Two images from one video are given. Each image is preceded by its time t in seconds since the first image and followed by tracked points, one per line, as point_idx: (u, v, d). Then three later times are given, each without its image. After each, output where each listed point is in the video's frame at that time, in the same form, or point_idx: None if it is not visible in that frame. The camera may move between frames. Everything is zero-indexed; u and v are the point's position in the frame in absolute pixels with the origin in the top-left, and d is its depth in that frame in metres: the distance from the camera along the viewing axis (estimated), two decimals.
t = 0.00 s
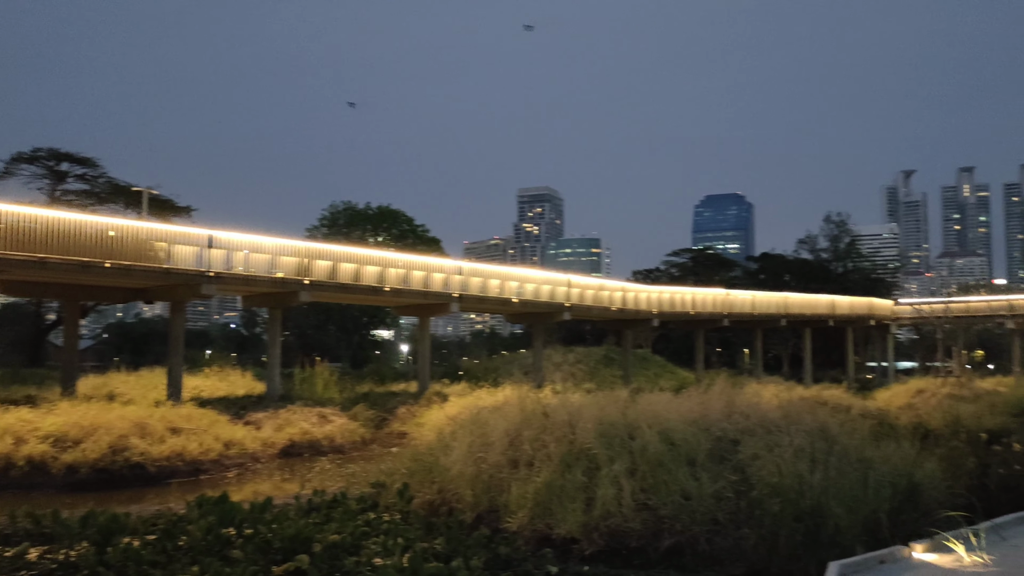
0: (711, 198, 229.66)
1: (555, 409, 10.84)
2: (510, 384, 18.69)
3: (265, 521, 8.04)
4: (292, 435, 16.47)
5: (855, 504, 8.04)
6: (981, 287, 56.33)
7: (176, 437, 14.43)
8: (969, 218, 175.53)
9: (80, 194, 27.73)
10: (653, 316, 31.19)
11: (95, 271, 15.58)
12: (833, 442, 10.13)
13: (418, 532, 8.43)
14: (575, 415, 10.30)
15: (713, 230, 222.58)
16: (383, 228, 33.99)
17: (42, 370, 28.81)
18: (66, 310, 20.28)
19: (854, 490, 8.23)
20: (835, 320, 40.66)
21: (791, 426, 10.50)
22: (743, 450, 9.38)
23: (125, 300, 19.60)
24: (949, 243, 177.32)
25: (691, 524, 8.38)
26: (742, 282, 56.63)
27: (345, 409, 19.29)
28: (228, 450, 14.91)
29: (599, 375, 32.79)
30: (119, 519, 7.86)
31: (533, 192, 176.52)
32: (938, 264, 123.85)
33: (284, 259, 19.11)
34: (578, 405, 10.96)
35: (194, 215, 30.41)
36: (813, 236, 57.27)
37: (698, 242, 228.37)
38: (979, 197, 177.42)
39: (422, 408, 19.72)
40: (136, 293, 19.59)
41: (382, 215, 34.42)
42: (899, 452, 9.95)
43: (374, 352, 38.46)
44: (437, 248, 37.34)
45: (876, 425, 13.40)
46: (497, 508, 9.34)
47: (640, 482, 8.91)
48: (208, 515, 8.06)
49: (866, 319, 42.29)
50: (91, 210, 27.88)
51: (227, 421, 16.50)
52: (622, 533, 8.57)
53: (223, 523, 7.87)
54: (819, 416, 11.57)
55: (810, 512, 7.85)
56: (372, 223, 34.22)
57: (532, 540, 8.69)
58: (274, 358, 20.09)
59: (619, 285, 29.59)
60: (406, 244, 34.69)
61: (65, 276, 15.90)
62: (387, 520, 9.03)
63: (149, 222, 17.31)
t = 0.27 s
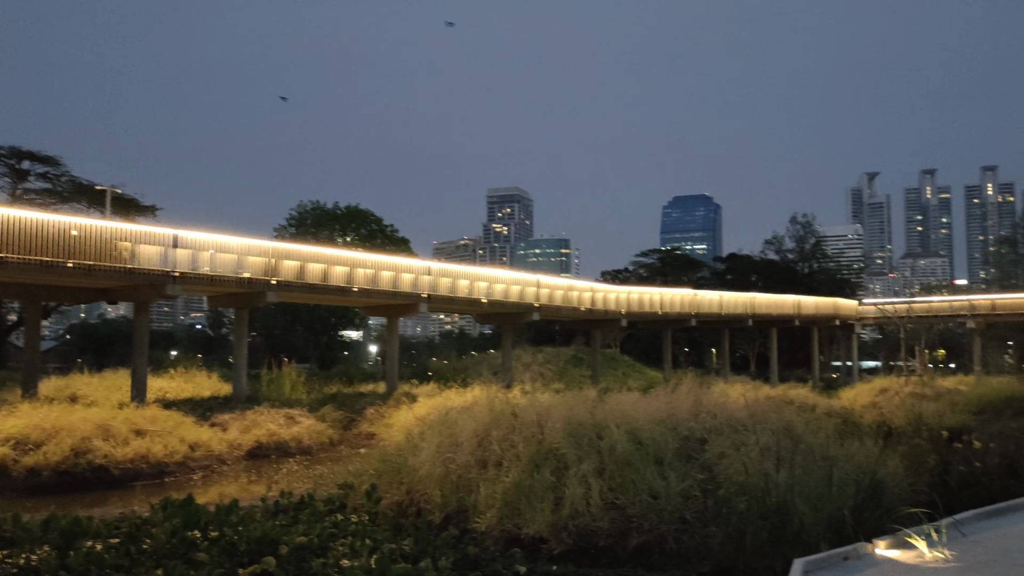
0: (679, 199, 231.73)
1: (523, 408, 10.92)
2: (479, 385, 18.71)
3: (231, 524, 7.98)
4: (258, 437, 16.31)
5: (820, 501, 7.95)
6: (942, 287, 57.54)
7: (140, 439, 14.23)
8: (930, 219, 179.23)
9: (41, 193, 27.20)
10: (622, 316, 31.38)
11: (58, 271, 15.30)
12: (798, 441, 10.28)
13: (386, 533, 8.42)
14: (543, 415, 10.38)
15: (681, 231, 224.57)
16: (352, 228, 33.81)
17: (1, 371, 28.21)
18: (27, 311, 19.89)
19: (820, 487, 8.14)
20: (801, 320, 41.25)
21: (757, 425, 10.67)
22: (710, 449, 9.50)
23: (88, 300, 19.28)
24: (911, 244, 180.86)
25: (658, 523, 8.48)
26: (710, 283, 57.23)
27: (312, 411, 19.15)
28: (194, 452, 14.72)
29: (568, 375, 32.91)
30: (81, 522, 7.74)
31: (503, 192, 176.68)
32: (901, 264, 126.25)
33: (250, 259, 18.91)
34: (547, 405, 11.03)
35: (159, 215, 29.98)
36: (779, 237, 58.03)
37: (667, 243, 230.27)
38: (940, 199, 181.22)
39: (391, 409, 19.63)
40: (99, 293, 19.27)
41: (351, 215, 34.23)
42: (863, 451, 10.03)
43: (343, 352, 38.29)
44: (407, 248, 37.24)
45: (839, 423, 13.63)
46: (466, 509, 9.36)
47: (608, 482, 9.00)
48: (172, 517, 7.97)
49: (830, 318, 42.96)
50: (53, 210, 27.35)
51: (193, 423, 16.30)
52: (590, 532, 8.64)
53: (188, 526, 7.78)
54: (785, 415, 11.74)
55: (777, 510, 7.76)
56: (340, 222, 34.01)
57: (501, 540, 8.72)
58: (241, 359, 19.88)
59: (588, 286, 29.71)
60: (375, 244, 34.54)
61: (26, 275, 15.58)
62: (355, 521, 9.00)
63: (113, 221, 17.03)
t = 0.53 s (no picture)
0: (656, 200, 233.05)
1: (500, 408, 10.95)
2: (456, 385, 18.69)
3: (205, 526, 7.92)
4: (233, 438, 16.18)
5: (794, 501, 7.98)
6: (914, 287, 58.40)
7: (113, 441, 14.08)
8: (903, 221, 181.76)
9: (12, 192, 26.78)
10: (599, 316, 31.46)
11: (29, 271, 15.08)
12: (772, 440, 10.40)
13: (362, 534, 8.40)
14: (520, 415, 10.43)
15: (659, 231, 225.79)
16: (328, 228, 33.63)
17: None
18: None
19: (795, 485, 8.20)
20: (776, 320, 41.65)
21: (733, 424, 10.78)
22: (686, 448, 9.59)
23: (60, 301, 19.01)
24: (884, 245, 183.37)
25: (634, 522, 8.55)
26: (687, 283, 57.62)
27: (288, 412, 19.01)
28: (168, 454, 14.58)
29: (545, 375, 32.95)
30: (52, 525, 7.65)
31: (481, 191, 176.67)
32: (874, 264, 127.87)
33: (226, 259, 18.74)
34: (523, 405, 11.08)
35: (133, 214, 29.63)
36: (755, 238, 58.52)
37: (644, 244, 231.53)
38: (912, 201, 183.88)
39: (368, 409, 19.55)
40: (71, 294, 19.02)
41: (327, 215, 34.04)
42: (836, 449, 10.17)
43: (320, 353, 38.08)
44: (384, 248, 37.13)
45: (813, 423, 13.79)
46: (443, 510, 9.37)
47: (585, 481, 9.06)
48: (146, 520, 7.89)
49: (805, 319, 43.42)
50: (24, 209, 26.93)
51: (166, 425, 16.13)
52: (567, 532, 8.68)
53: (161, 528, 7.71)
54: (760, 415, 11.85)
55: (752, 508, 7.79)
56: (317, 222, 33.83)
57: (477, 541, 8.74)
58: (216, 360, 19.70)
59: (565, 286, 29.77)
60: (352, 244, 34.37)
61: None
62: (331, 522, 8.98)
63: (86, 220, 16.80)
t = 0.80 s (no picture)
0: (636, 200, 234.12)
1: (480, 409, 10.98)
2: (436, 385, 18.68)
3: (182, 527, 7.87)
4: (212, 439, 16.07)
5: (772, 499, 8.06)
6: (891, 287, 59.17)
7: (89, 442, 13.94)
8: (880, 222, 184.01)
9: None
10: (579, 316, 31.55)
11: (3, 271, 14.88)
12: (751, 440, 10.49)
13: (341, 535, 8.39)
14: (500, 416, 10.47)
15: (639, 232, 226.80)
16: (307, 228, 33.47)
17: None
18: None
19: (772, 485, 8.27)
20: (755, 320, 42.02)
21: (711, 424, 10.87)
22: (665, 448, 9.66)
23: (35, 301, 18.78)
24: (861, 246, 185.56)
25: (614, 522, 8.60)
26: (666, 284, 57.98)
27: (267, 412, 18.91)
28: (145, 456, 14.46)
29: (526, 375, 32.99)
30: (27, 527, 7.58)
31: (461, 191, 176.59)
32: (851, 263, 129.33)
33: (204, 259, 18.61)
34: (503, 405, 11.13)
35: (109, 214, 29.31)
36: (734, 239, 58.98)
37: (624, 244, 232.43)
38: (889, 202, 186.19)
39: (347, 410, 19.48)
40: (46, 294, 18.80)
41: (307, 214, 33.88)
42: (814, 449, 10.30)
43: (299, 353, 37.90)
44: (364, 248, 37.03)
45: (791, 422, 13.94)
46: (422, 510, 9.38)
47: (565, 482, 9.09)
48: (122, 522, 7.82)
49: (784, 319, 43.85)
50: None
51: (143, 426, 15.99)
52: (547, 532, 8.72)
53: (138, 530, 7.65)
54: (738, 415, 11.96)
55: (730, 508, 7.85)
56: (296, 222, 33.65)
57: (457, 541, 8.75)
58: (193, 361, 19.54)
59: (546, 286, 29.83)
60: (331, 244, 34.23)
61: None
62: (310, 523, 8.96)
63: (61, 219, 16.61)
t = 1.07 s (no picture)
0: (619, 201, 234.87)
1: (462, 409, 11.00)
2: (418, 385, 18.65)
3: (161, 528, 7.82)
4: (191, 439, 15.95)
5: (752, 498, 8.11)
6: (871, 288, 59.75)
7: (66, 443, 13.81)
8: (860, 223, 185.79)
9: None
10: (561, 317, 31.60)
11: None
12: (731, 439, 10.57)
13: (321, 536, 8.37)
14: (482, 416, 10.49)
15: (621, 233, 227.61)
16: (289, 228, 33.30)
17: None
18: None
19: (753, 485, 8.31)
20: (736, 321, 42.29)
21: (693, 424, 10.95)
22: (646, 447, 9.71)
23: (12, 300, 18.56)
24: (841, 247, 187.27)
25: (595, 522, 8.63)
26: (649, 284, 58.22)
27: (247, 412, 18.79)
28: (124, 456, 14.35)
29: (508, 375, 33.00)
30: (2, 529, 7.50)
31: (444, 191, 176.51)
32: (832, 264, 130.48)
33: (184, 259, 18.46)
34: (485, 405, 11.14)
35: (88, 212, 29.01)
36: (716, 239, 59.30)
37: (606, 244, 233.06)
38: (869, 204, 188.00)
39: (328, 410, 19.40)
40: (24, 293, 18.58)
41: (288, 214, 33.70)
42: (794, 448, 10.38)
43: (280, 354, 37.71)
44: (346, 248, 36.89)
45: (772, 422, 14.04)
46: (404, 511, 9.37)
47: (546, 482, 9.12)
48: (100, 523, 7.75)
49: (765, 319, 44.16)
50: None
51: (122, 426, 15.86)
52: (528, 532, 8.74)
53: (116, 531, 7.60)
54: (719, 415, 12.02)
55: (711, 507, 7.89)
56: (277, 222, 33.46)
57: (438, 541, 8.75)
58: (173, 361, 19.38)
59: (528, 286, 29.85)
60: (313, 244, 34.08)
61: None
62: (291, 524, 8.93)
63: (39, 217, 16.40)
